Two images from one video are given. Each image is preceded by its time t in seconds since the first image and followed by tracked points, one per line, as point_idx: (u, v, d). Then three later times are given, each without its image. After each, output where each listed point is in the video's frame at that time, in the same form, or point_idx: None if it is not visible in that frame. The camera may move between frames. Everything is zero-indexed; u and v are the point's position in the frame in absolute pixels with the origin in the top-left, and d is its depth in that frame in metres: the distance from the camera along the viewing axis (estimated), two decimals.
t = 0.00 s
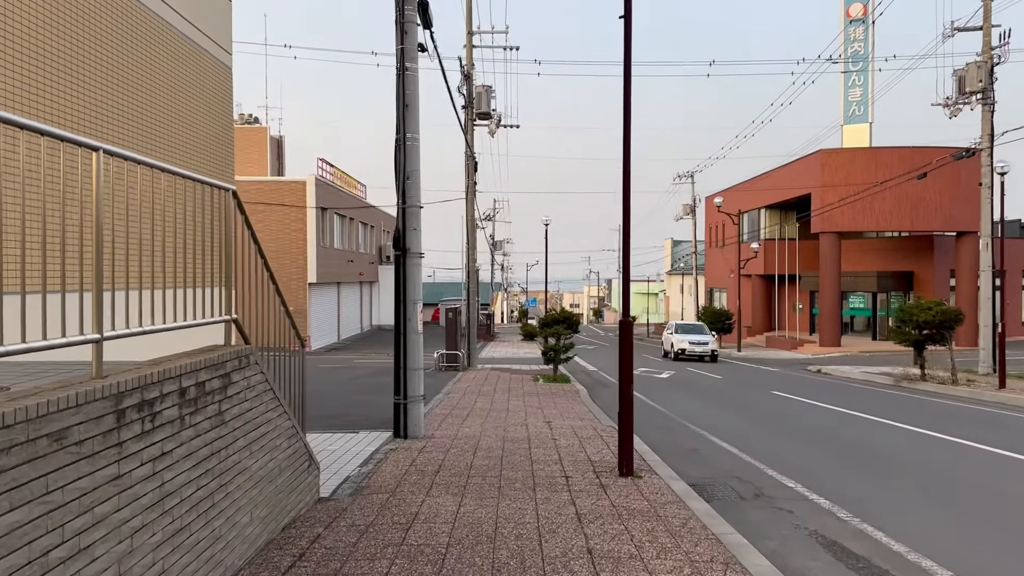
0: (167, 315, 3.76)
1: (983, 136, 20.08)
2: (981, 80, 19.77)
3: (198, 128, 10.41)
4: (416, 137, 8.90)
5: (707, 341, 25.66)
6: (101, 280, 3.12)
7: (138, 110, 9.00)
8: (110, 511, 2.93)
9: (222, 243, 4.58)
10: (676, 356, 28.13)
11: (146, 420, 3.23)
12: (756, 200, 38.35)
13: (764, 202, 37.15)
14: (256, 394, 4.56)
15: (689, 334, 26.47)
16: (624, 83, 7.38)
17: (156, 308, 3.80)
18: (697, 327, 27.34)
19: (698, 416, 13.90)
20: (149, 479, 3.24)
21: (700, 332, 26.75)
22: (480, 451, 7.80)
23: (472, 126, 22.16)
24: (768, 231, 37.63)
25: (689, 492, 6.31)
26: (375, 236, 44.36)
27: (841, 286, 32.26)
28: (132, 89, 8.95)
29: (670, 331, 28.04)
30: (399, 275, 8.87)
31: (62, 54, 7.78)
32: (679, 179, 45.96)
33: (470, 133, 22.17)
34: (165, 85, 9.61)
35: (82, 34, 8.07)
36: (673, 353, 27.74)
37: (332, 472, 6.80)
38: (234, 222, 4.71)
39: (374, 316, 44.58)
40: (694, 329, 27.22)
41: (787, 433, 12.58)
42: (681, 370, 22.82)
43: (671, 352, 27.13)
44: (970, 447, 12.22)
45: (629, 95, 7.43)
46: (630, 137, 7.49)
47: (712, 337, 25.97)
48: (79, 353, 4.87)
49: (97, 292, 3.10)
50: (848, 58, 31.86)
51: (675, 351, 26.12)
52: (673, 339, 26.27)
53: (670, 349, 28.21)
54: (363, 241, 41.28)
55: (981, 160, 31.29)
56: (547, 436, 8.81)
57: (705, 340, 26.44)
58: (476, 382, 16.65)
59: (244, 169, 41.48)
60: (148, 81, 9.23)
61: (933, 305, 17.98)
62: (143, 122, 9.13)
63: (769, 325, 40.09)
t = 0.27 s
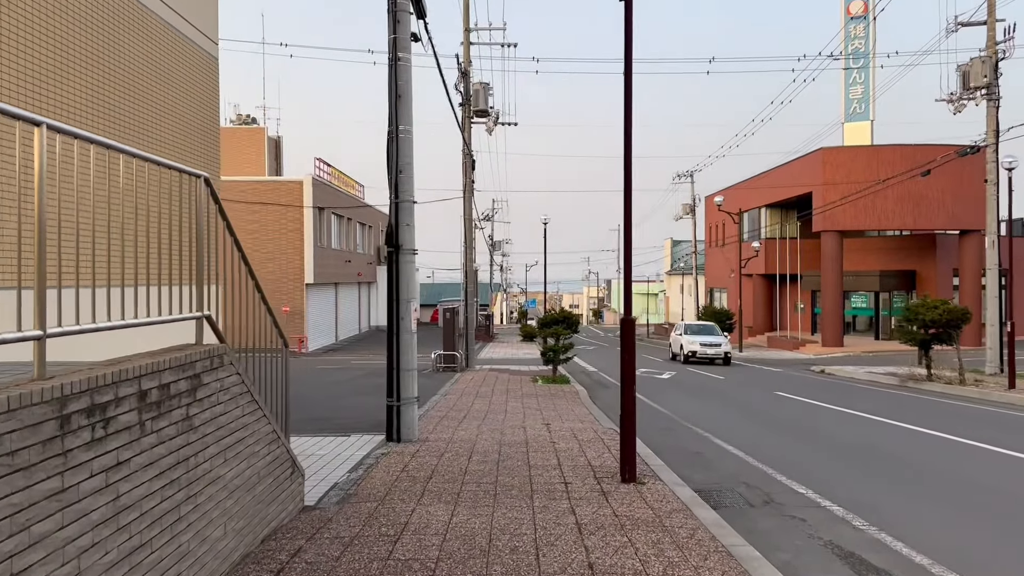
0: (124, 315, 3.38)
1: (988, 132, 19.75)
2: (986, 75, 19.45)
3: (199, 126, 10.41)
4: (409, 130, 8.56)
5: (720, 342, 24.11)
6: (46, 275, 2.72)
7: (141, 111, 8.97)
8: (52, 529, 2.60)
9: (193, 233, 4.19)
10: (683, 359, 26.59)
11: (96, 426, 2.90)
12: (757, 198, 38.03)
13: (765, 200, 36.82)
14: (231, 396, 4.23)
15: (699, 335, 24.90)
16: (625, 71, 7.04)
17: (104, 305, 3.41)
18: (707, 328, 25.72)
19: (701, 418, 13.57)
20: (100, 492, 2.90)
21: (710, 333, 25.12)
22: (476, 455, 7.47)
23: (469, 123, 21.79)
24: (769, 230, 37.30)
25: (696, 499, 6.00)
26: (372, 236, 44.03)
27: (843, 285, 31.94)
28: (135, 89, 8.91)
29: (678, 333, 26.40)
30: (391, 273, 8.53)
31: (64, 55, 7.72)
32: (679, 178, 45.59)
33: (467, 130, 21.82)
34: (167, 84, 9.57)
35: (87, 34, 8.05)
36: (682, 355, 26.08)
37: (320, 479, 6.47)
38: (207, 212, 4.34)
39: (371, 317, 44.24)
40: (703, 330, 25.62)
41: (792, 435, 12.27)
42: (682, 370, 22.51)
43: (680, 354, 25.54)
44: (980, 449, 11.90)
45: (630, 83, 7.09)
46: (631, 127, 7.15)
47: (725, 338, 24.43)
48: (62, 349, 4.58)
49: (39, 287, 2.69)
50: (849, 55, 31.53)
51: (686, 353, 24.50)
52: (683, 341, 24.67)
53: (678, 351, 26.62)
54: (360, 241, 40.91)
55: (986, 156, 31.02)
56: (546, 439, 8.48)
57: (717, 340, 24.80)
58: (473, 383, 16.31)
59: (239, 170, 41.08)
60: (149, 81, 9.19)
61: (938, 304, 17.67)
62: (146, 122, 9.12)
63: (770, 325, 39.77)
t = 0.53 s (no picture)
0: (72, 320, 2.98)
1: (995, 126, 19.44)
2: (993, 69, 19.15)
3: (196, 129, 10.42)
4: (402, 125, 8.24)
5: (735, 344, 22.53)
6: None
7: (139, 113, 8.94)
8: None
9: (157, 233, 3.80)
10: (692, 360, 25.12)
11: (34, 448, 2.57)
12: (758, 197, 37.74)
13: (766, 198, 36.54)
14: (201, 409, 3.90)
15: (710, 336, 23.34)
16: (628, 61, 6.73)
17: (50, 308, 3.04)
18: (718, 328, 24.07)
19: (704, 420, 13.24)
20: (38, 520, 2.56)
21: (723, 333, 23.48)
22: (472, 463, 7.14)
23: (467, 120, 21.47)
24: (770, 228, 37.01)
25: (705, 511, 5.68)
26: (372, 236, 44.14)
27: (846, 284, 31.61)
28: (134, 90, 8.88)
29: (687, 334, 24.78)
30: (383, 273, 8.20)
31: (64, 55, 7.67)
32: (678, 177, 45.28)
33: (466, 127, 21.50)
34: (165, 86, 9.54)
35: (89, 34, 8.05)
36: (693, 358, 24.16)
37: (307, 491, 6.14)
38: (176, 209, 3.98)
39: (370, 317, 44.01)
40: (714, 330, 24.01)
41: (798, 437, 11.94)
42: (684, 370, 22.22)
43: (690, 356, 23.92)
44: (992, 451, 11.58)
45: (634, 73, 6.77)
46: (634, 120, 6.83)
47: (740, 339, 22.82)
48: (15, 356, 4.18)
49: None
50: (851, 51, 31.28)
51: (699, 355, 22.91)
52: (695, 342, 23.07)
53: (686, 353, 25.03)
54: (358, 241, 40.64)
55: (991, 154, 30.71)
56: (544, 446, 8.16)
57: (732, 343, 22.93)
58: (472, 384, 16.01)
59: (236, 169, 40.74)
60: (135, 77, 8.94)
61: (945, 303, 17.47)
62: (145, 125, 9.10)
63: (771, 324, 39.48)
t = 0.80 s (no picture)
0: (14, 321, 2.64)
1: (1005, 124, 19.06)
2: (1002, 66, 18.76)
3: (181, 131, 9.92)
4: (398, 119, 7.88)
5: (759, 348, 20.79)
6: None
7: (136, 116, 8.72)
8: None
9: (121, 224, 3.46)
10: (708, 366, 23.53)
11: None
12: (761, 198, 37.38)
13: (770, 200, 36.18)
14: (172, 421, 3.56)
15: (730, 340, 21.60)
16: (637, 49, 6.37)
17: None
18: (739, 331, 22.26)
19: (711, 426, 12.86)
20: None
21: (743, 336, 21.74)
22: (472, 474, 6.79)
23: (467, 121, 21.10)
24: (774, 230, 36.65)
25: (720, 526, 5.32)
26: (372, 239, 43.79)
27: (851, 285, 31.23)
28: (131, 92, 8.67)
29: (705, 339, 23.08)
30: (379, 274, 7.84)
31: (76, 60, 7.67)
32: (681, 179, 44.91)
33: (466, 127, 21.14)
34: (164, 89, 9.35)
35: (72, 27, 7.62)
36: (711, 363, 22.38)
37: (297, 505, 5.79)
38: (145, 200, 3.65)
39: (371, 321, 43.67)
40: (734, 333, 22.29)
41: (809, 442, 11.60)
42: (689, 374, 21.84)
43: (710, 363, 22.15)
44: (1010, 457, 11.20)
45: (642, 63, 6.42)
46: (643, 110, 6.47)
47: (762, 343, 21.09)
48: None
49: None
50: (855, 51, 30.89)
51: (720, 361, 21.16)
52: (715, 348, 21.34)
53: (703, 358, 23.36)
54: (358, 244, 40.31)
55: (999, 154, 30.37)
56: (548, 454, 7.80)
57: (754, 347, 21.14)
58: (472, 390, 15.65)
59: (235, 171, 40.37)
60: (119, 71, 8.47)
61: (955, 304, 17.07)
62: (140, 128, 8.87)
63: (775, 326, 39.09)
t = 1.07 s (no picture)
0: None
1: (1017, 121, 18.69)
2: (1015, 62, 18.39)
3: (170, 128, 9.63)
4: (394, 113, 7.56)
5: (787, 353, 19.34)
6: None
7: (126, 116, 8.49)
8: None
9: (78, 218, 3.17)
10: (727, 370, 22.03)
11: None
12: (767, 198, 37.04)
13: (775, 200, 35.85)
14: (135, 436, 3.25)
15: (755, 344, 20.04)
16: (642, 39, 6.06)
17: None
18: (762, 334, 20.78)
19: (718, 430, 12.53)
20: None
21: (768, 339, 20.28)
22: (470, 484, 6.47)
23: (469, 120, 20.79)
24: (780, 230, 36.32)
25: (733, 542, 4.99)
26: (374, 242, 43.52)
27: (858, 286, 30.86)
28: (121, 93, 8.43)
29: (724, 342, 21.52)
30: (374, 275, 7.53)
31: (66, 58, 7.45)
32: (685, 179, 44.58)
33: (467, 127, 20.84)
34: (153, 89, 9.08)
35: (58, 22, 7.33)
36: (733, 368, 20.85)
37: (285, 520, 5.48)
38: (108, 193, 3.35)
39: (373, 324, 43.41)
40: (756, 337, 20.72)
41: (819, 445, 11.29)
42: (695, 377, 21.50)
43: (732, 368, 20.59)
44: None
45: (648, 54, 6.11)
46: (649, 101, 6.15)
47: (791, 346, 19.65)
48: None
49: None
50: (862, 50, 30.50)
51: (745, 368, 19.60)
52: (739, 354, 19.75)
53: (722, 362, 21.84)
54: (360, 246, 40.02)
55: (1008, 153, 29.99)
56: (549, 463, 7.48)
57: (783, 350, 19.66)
58: (474, 393, 15.35)
59: (236, 173, 40.14)
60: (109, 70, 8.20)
61: (967, 305, 16.75)
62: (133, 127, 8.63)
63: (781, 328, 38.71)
